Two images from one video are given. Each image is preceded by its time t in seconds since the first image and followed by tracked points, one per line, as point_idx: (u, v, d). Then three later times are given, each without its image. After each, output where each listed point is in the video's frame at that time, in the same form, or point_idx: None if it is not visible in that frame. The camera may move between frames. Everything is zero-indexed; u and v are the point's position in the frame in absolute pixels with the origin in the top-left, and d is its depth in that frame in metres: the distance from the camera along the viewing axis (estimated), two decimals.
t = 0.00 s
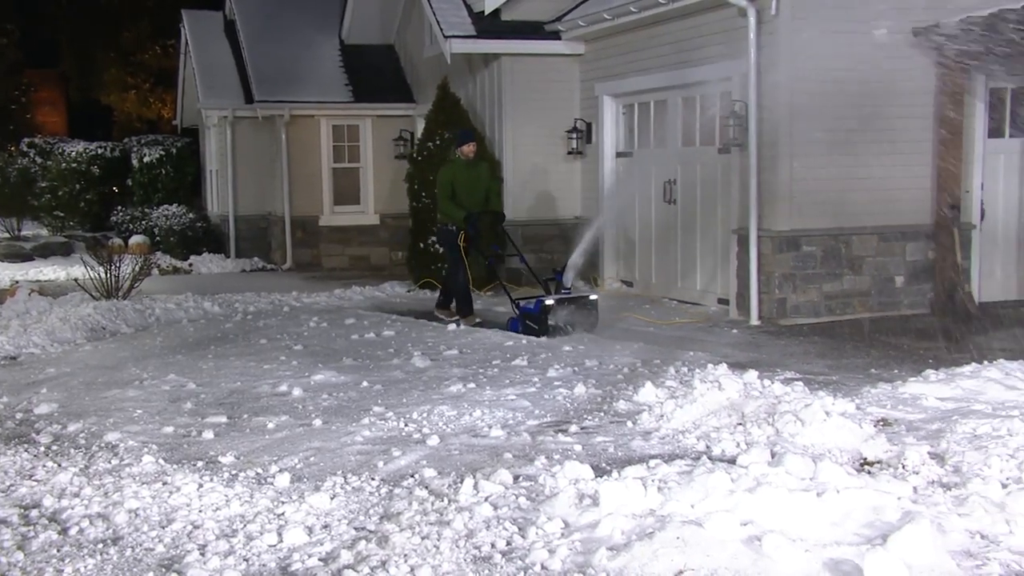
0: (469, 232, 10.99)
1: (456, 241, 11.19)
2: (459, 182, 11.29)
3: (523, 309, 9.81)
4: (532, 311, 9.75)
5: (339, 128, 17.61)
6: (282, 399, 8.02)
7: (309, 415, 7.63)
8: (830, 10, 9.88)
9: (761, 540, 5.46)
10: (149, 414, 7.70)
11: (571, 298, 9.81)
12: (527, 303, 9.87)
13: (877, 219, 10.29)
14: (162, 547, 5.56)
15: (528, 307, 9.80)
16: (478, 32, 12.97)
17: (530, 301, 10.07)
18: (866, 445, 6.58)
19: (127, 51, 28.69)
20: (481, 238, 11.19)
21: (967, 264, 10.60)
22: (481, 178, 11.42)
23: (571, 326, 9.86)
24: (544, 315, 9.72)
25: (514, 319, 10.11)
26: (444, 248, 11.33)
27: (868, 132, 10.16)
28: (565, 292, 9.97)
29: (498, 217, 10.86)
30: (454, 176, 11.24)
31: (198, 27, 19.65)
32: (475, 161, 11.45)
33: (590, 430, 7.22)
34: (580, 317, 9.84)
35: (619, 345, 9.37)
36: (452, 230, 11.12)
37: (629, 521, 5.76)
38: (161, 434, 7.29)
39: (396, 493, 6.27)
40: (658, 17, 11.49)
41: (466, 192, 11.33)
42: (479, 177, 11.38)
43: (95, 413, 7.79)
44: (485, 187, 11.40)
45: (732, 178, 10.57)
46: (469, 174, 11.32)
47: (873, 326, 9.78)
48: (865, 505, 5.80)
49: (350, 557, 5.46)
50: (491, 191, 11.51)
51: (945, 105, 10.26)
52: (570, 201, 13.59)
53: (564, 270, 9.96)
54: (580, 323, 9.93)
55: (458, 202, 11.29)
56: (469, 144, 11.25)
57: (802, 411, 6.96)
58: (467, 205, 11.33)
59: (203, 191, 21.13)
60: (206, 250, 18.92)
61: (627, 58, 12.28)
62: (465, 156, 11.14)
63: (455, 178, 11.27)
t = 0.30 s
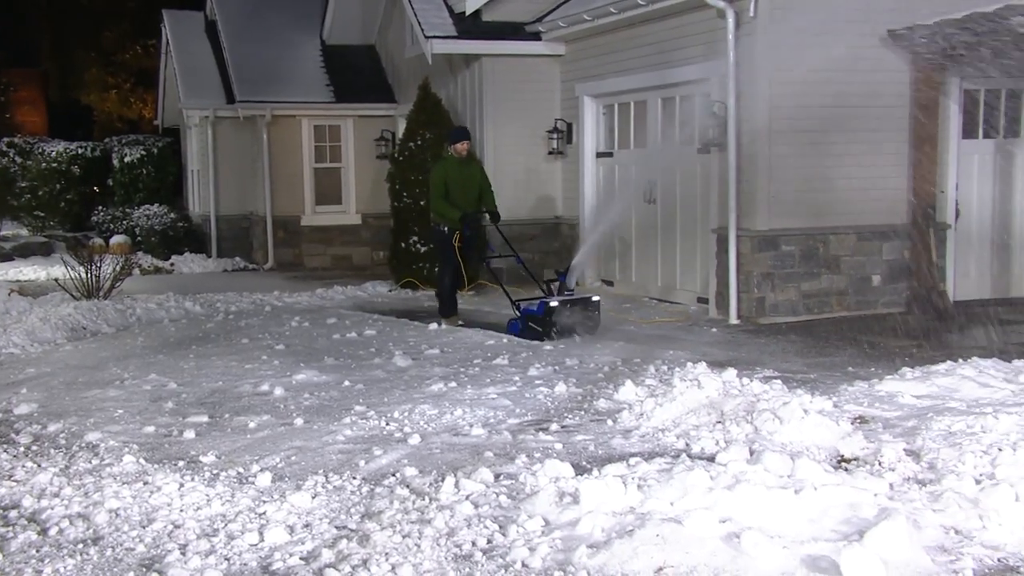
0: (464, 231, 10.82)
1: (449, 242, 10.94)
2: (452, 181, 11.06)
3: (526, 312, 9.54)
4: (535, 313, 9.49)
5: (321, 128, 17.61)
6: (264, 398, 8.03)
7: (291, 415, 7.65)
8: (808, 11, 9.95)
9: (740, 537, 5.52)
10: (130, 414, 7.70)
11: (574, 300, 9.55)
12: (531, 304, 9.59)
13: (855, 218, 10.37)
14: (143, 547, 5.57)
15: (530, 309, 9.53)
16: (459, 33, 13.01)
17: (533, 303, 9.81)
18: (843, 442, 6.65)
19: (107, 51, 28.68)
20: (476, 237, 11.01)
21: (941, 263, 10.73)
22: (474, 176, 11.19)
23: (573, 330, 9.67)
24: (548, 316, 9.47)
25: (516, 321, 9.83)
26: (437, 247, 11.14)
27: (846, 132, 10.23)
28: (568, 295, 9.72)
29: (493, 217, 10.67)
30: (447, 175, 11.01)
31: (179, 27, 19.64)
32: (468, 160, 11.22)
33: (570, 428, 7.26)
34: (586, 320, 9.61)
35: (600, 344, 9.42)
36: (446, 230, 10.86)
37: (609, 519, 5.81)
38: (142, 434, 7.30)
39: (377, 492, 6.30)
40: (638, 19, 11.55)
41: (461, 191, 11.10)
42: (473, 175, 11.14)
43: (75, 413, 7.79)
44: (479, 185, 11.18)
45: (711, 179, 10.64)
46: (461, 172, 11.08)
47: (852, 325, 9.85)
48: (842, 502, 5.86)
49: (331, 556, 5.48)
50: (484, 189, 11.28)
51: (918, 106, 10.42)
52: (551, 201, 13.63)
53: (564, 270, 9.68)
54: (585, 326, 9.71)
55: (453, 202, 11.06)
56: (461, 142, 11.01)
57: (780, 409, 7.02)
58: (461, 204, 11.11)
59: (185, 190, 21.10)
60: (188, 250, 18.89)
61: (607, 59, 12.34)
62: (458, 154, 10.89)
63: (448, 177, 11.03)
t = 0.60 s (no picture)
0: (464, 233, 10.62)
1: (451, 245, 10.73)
2: (450, 184, 10.80)
3: (528, 313, 9.51)
4: (538, 315, 9.45)
5: (304, 129, 17.67)
6: (247, 397, 8.10)
7: (274, 413, 7.72)
8: (784, 16, 10.08)
9: (718, 531, 5.62)
10: (114, 413, 7.76)
11: (577, 302, 9.53)
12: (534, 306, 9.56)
13: (830, 218, 10.50)
14: (127, 545, 5.64)
15: (533, 310, 9.49)
16: (440, 36, 13.12)
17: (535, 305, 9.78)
18: (818, 438, 6.77)
19: (91, 54, 28.70)
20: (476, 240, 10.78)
21: (915, 262, 10.80)
22: (473, 179, 10.92)
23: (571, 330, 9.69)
24: (551, 317, 9.43)
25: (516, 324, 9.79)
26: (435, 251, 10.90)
27: (820, 134, 10.36)
28: (571, 296, 9.75)
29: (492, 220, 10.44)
30: (444, 178, 10.75)
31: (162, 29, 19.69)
32: (467, 162, 10.96)
33: (551, 425, 7.36)
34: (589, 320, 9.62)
35: (580, 343, 9.52)
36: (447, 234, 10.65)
37: (589, 515, 5.91)
38: (126, 432, 7.36)
39: (359, 490, 6.38)
40: (616, 22, 11.67)
41: (460, 194, 10.84)
42: (471, 178, 10.88)
43: (59, 412, 7.84)
44: (478, 187, 10.92)
45: (689, 180, 10.76)
46: (460, 175, 10.82)
47: (827, 323, 9.98)
48: (816, 497, 5.98)
49: (314, 552, 5.56)
50: (483, 191, 11.02)
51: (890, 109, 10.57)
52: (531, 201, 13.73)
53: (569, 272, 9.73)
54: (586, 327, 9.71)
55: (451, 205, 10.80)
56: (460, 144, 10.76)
57: (757, 406, 7.13)
58: (460, 207, 10.85)
59: (168, 191, 21.13)
60: (172, 250, 18.92)
61: (586, 61, 12.45)
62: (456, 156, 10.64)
63: (446, 180, 10.77)
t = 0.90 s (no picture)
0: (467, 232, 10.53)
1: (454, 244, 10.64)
2: (455, 183, 10.70)
3: (531, 316, 9.50)
4: (539, 318, 9.44)
5: (286, 131, 17.74)
6: (230, 395, 8.19)
7: (256, 411, 7.81)
8: (757, 20, 10.22)
9: (693, 526, 5.74)
10: (98, 412, 7.84)
11: (579, 305, 9.46)
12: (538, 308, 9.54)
13: (803, 219, 10.65)
14: (110, 542, 5.73)
15: (535, 313, 9.48)
16: (421, 39, 13.22)
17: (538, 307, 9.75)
18: (792, 434, 6.91)
19: (75, 55, 28.72)
20: (478, 240, 10.70)
21: (887, 262, 11.07)
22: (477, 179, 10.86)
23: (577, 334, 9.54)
24: (553, 321, 9.39)
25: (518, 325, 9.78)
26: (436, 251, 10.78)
27: (793, 136, 10.51)
28: (575, 298, 9.62)
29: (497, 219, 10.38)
30: (450, 176, 10.65)
31: (145, 31, 19.74)
32: (472, 161, 10.88)
33: (530, 422, 7.47)
34: (590, 324, 9.48)
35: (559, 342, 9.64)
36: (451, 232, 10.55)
37: (567, 511, 6.03)
38: (109, 430, 7.45)
39: (341, 486, 6.48)
40: (594, 25, 11.80)
41: (465, 194, 10.74)
42: (476, 177, 10.81)
43: (43, 411, 7.91)
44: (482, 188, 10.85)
45: (666, 181, 10.90)
46: (466, 173, 10.74)
47: (802, 321, 10.13)
48: (789, 492, 6.11)
49: (296, 548, 5.66)
50: (486, 192, 10.96)
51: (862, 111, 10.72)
52: (511, 202, 13.84)
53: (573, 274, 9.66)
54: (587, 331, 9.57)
55: (456, 203, 10.68)
56: (467, 142, 10.67)
57: (732, 403, 7.26)
58: (464, 207, 10.74)
59: (152, 192, 21.16)
60: (155, 250, 18.96)
61: (564, 64, 12.58)
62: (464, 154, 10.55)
63: (452, 178, 10.67)
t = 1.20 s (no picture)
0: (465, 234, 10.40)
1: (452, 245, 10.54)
2: (453, 185, 10.59)
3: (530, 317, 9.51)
4: (539, 319, 9.45)
5: (267, 132, 17.82)
6: (212, 394, 8.28)
7: (238, 410, 7.91)
8: (730, 25, 10.37)
9: (668, 521, 5.86)
10: (80, 411, 7.92)
11: (577, 306, 9.43)
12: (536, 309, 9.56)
13: (775, 220, 10.82)
14: (92, 539, 5.82)
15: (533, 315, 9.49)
16: (400, 42, 13.35)
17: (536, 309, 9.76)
18: (764, 430, 7.05)
19: (57, 58, 28.73)
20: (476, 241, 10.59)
21: (858, 261, 11.40)
22: (476, 181, 10.73)
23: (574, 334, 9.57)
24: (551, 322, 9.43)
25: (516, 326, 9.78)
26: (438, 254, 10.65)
27: (764, 138, 10.67)
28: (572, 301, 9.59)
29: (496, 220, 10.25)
30: (448, 179, 10.52)
31: (127, 34, 19.80)
32: (470, 161, 10.74)
33: (508, 420, 7.60)
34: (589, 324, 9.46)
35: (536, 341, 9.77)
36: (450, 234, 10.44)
37: (544, 506, 6.15)
38: (92, 429, 7.54)
39: (321, 484, 6.59)
40: (570, 29, 11.94)
41: (464, 196, 10.62)
42: (475, 178, 10.68)
43: (25, 410, 7.99)
44: (481, 189, 10.72)
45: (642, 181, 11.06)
46: (463, 176, 10.61)
47: (775, 319, 10.29)
48: (762, 487, 6.25)
49: (276, 545, 5.75)
50: (485, 193, 10.84)
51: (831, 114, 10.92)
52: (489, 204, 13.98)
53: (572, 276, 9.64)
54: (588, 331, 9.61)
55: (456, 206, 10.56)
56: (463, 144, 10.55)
57: (706, 400, 7.40)
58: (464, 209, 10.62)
59: (134, 193, 21.20)
60: (138, 250, 19.01)
61: (541, 68, 12.71)
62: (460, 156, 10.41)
63: (449, 181, 10.55)
